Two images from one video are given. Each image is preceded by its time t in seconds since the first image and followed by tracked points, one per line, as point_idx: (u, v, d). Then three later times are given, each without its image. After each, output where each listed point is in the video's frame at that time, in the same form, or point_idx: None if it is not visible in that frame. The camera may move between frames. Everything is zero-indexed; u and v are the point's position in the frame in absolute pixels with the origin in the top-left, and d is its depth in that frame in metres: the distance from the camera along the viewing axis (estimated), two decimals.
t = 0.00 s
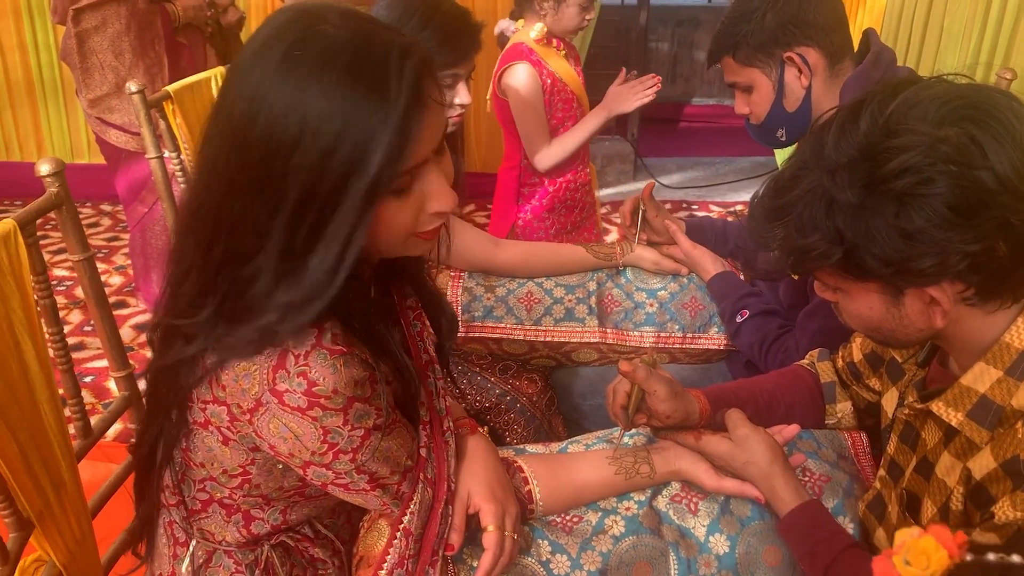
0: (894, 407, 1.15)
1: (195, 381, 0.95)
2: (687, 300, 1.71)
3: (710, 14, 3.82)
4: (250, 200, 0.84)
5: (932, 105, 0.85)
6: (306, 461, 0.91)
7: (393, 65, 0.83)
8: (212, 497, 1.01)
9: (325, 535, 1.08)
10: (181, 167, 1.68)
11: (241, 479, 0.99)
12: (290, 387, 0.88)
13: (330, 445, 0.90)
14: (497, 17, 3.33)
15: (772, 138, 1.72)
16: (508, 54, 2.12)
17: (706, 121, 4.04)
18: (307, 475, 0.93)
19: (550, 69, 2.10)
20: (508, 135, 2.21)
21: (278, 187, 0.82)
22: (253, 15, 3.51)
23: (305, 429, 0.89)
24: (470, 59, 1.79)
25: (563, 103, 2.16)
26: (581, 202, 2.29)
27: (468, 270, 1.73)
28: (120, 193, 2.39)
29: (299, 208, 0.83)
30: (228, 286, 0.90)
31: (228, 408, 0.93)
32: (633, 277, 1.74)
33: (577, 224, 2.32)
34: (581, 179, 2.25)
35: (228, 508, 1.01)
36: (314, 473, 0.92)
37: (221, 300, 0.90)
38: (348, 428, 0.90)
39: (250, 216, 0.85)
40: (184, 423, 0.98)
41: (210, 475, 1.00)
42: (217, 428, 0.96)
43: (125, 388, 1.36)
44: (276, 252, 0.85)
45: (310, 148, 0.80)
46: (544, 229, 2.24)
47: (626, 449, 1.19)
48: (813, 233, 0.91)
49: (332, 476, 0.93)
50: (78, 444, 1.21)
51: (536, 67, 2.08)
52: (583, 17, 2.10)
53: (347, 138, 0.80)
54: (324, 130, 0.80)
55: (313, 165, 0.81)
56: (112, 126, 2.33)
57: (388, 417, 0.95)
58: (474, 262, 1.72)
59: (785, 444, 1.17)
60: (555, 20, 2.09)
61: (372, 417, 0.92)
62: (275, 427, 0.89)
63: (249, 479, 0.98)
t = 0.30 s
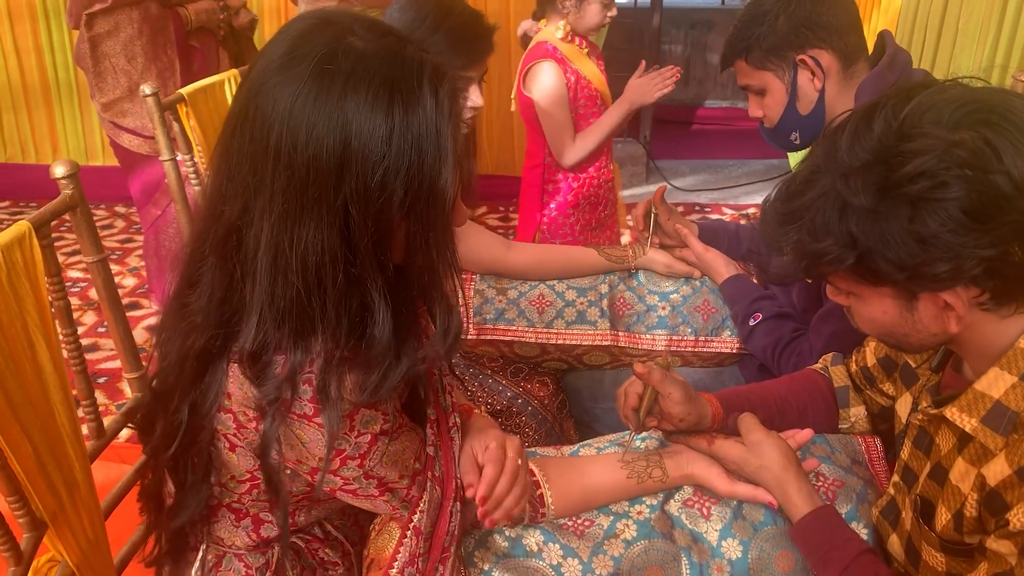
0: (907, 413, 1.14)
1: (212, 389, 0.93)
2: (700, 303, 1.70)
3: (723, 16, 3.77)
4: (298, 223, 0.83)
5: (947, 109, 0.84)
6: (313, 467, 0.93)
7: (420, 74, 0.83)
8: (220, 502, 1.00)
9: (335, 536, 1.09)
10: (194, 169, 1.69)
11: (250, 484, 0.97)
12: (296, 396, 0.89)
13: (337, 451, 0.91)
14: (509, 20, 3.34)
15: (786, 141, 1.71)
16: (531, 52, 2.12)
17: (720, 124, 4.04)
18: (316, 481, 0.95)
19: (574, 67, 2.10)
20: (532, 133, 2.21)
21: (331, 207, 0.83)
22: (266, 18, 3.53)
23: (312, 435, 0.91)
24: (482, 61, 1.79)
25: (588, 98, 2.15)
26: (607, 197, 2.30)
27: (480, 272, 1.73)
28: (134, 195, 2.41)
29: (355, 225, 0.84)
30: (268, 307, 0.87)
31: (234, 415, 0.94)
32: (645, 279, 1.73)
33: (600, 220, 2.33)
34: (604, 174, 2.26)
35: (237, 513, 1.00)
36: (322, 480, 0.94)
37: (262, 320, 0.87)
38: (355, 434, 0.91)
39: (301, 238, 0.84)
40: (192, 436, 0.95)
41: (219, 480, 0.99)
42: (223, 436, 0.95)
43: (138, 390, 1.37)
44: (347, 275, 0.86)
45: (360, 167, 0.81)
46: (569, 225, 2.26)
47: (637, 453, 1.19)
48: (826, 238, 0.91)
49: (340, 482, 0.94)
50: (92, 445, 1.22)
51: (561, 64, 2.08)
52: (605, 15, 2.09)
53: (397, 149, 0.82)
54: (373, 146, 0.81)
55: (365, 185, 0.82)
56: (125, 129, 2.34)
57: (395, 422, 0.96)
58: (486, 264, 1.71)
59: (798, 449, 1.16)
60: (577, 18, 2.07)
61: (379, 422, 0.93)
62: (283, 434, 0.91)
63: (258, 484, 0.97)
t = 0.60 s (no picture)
0: (918, 415, 1.13)
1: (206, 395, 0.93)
2: (709, 304, 1.68)
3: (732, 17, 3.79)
4: (202, 190, 0.89)
5: (956, 111, 0.84)
6: (320, 472, 0.91)
7: (291, 37, 0.85)
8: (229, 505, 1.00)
9: (344, 537, 1.08)
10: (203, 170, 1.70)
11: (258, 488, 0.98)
12: (301, 402, 0.87)
13: (343, 457, 0.89)
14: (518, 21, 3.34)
15: (795, 141, 1.71)
16: (543, 57, 2.13)
17: (729, 125, 4.03)
18: (322, 485, 0.93)
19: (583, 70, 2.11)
20: (542, 136, 2.22)
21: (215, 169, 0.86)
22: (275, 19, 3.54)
23: (316, 441, 0.88)
24: (490, 62, 1.79)
25: (599, 102, 2.15)
26: (620, 197, 2.29)
27: (488, 272, 1.72)
28: (144, 196, 2.42)
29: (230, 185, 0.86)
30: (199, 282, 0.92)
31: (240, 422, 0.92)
32: (653, 281, 1.72)
33: (614, 221, 2.32)
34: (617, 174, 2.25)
35: (247, 515, 1.00)
36: (328, 484, 0.92)
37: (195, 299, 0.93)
38: (360, 441, 0.89)
39: (206, 206, 0.88)
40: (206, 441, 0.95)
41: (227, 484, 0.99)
42: (230, 442, 0.94)
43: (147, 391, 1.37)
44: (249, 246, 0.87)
45: (226, 128, 0.85)
46: (582, 224, 2.26)
47: (645, 455, 1.18)
48: (834, 242, 0.90)
49: (346, 487, 0.92)
50: (101, 445, 1.22)
51: (571, 68, 2.09)
52: (616, 21, 2.05)
53: (249, 106, 0.84)
54: (234, 105, 0.84)
55: (231, 143, 0.85)
56: (135, 131, 2.35)
57: (400, 427, 0.93)
58: (497, 265, 1.72)
59: (807, 451, 1.15)
60: (588, 23, 2.05)
61: (384, 428, 0.90)
62: (289, 441, 0.89)
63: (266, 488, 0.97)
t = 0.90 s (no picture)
0: (924, 416, 1.12)
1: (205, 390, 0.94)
2: (714, 304, 1.68)
3: (740, 16, 3.79)
4: (178, 193, 0.91)
5: (961, 109, 0.83)
6: (318, 469, 0.89)
7: (248, 33, 0.85)
8: (230, 502, 1.00)
9: (345, 535, 1.07)
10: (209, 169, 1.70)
11: (258, 484, 0.97)
12: (300, 397, 0.86)
13: (341, 453, 0.88)
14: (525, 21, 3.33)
15: (801, 141, 1.69)
16: (543, 51, 2.12)
17: (737, 124, 4.01)
18: (321, 482, 0.92)
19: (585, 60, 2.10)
20: (544, 131, 2.21)
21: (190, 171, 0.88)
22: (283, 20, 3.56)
23: (315, 438, 0.87)
24: (494, 62, 1.79)
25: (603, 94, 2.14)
26: (619, 199, 2.29)
27: (493, 272, 1.73)
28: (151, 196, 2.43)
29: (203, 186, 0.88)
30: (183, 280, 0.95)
31: (239, 419, 0.92)
32: (659, 280, 1.71)
33: (611, 222, 2.31)
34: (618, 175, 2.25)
35: (247, 513, 1.00)
36: (328, 481, 0.91)
37: (179, 296, 0.95)
38: (359, 436, 0.88)
39: (185, 208, 0.91)
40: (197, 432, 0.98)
41: (228, 481, 0.99)
42: (230, 437, 0.94)
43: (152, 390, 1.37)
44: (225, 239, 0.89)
45: (194, 130, 0.86)
46: (577, 225, 2.26)
47: (648, 455, 1.17)
48: (837, 239, 0.89)
49: (345, 483, 0.91)
50: (105, 444, 1.22)
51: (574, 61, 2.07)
52: (618, 21, 2.06)
53: (214, 107, 0.84)
54: (199, 107, 0.85)
55: (200, 145, 0.86)
56: (143, 130, 2.36)
57: (399, 424, 0.92)
58: (503, 265, 1.71)
59: (812, 452, 1.15)
60: (591, 20, 2.05)
61: (383, 424, 0.90)
62: (287, 437, 0.88)
63: (266, 485, 0.97)
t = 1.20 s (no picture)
0: (926, 414, 1.12)
1: (204, 389, 0.93)
2: (719, 302, 1.67)
3: (748, 13, 3.79)
4: (177, 204, 0.90)
5: (972, 90, 0.82)
6: (318, 465, 0.90)
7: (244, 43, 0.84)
8: (232, 499, 1.00)
9: (346, 531, 1.08)
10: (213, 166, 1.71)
11: (259, 481, 0.97)
12: (298, 392, 0.86)
13: (341, 448, 0.88)
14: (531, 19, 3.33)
15: (805, 140, 1.70)
16: (538, 57, 2.12)
17: (745, 121, 4.00)
18: (321, 478, 0.92)
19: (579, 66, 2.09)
20: (538, 135, 2.22)
21: (189, 184, 0.87)
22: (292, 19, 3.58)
23: (314, 433, 0.87)
24: (498, 61, 1.79)
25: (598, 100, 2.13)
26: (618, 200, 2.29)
27: (497, 271, 1.72)
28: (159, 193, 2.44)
29: (203, 198, 0.87)
30: (182, 289, 0.94)
31: (239, 415, 0.92)
32: (664, 279, 1.71)
33: (610, 223, 2.31)
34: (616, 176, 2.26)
35: (248, 509, 1.00)
36: (327, 476, 0.91)
37: (180, 308, 0.95)
38: (358, 431, 0.88)
39: (184, 219, 0.90)
40: (199, 435, 0.97)
41: (228, 478, 0.99)
42: (230, 434, 0.94)
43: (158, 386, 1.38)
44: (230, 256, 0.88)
45: (194, 143, 0.85)
46: (577, 228, 2.24)
47: (651, 452, 1.17)
48: (842, 215, 0.89)
49: (345, 479, 0.91)
50: (109, 441, 1.22)
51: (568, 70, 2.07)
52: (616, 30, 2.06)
53: (215, 121, 0.83)
54: (199, 120, 0.84)
55: (201, 160, 0.85)
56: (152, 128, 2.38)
57: (398, 418, 0.93)
58: (507, 263, 1.71)
59: (816, 451, 1.15)
60: (591, 27, 2.06)
61: (382, 419, 0.89)
62: (286, 432, 0.88)
63: (266, 481, 0.97)
